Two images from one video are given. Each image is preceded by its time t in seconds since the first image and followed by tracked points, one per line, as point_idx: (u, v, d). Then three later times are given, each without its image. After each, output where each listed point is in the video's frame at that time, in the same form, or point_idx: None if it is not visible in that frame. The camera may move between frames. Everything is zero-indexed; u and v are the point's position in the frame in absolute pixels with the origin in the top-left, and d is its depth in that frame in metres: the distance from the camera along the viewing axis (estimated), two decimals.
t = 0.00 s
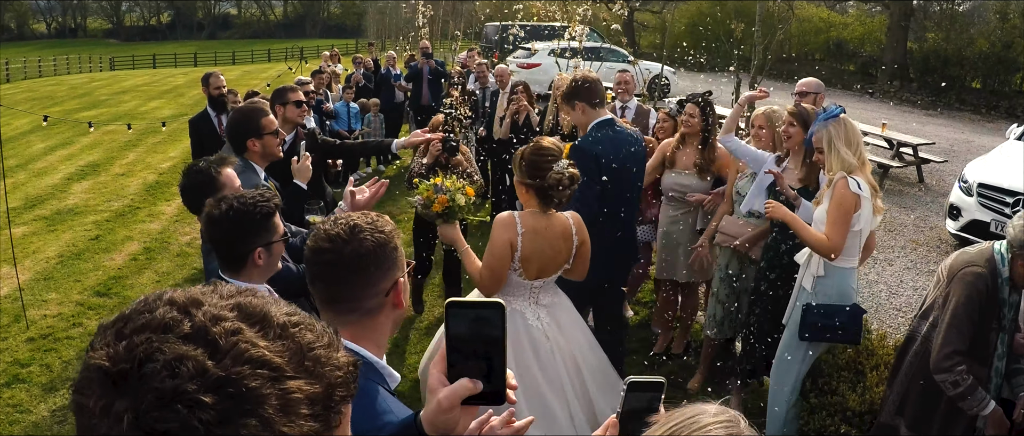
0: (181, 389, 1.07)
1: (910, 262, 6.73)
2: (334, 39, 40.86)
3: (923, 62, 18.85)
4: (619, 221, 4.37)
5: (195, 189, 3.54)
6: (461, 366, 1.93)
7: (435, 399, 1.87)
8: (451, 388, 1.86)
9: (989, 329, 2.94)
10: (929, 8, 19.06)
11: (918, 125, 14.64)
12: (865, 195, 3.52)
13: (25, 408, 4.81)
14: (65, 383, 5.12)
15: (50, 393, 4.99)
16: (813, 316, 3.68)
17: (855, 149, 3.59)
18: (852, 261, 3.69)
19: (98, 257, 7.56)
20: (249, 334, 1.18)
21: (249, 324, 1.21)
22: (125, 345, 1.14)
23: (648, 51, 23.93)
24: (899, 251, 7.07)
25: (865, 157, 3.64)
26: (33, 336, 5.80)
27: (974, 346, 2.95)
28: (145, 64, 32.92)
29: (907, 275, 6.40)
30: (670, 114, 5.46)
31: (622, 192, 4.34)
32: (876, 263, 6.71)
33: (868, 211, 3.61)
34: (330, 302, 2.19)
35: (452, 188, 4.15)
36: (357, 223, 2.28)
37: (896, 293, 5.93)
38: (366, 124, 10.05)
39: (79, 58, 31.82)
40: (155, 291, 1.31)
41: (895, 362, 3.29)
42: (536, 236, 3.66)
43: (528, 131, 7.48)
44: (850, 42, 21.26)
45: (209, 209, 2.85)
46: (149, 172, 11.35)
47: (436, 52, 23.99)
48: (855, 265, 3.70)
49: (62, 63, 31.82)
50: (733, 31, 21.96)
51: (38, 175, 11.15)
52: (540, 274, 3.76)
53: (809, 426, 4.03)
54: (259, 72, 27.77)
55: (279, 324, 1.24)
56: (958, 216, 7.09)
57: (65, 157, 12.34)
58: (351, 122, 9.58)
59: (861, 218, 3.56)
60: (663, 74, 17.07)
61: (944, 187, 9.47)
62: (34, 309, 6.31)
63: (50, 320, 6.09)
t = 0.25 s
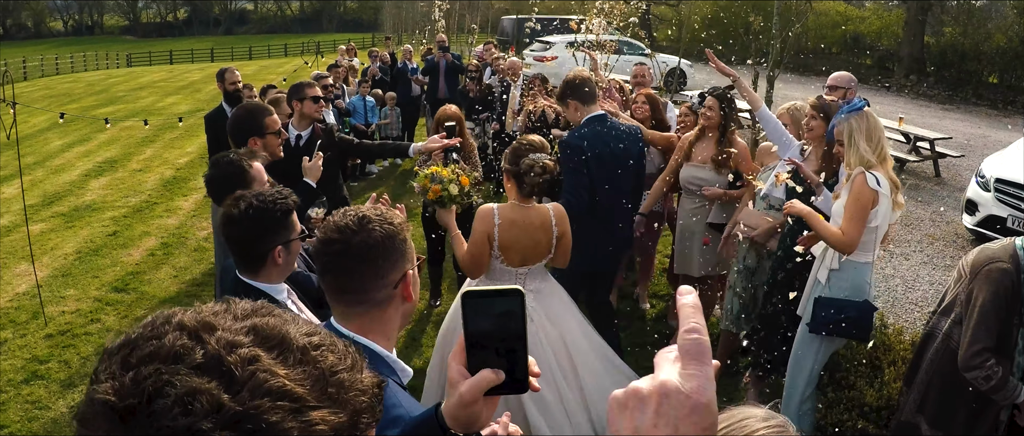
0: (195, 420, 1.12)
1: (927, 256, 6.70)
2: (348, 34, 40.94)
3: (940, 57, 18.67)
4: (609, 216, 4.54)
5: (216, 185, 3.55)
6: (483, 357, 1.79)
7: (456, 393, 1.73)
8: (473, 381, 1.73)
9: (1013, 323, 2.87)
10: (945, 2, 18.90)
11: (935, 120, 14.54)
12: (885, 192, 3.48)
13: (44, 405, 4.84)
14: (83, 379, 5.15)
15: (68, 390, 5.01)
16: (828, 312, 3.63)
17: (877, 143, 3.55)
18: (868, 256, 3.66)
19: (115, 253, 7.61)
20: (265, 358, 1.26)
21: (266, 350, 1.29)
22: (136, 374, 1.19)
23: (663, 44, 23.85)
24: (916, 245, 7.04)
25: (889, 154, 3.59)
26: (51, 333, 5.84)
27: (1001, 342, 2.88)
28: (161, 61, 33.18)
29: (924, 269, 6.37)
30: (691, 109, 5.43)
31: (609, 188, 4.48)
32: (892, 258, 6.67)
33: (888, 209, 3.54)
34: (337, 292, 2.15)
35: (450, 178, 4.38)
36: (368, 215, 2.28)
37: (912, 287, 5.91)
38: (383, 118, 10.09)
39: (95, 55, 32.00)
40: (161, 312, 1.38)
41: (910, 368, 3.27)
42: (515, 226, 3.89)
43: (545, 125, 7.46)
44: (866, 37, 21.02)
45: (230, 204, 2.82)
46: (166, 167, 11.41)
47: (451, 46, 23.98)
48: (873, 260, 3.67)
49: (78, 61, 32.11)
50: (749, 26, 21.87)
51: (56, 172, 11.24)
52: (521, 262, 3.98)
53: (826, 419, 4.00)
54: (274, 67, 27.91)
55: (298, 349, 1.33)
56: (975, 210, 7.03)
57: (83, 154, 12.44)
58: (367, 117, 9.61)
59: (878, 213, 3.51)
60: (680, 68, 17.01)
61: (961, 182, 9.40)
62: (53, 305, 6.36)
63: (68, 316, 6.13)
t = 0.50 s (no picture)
0: None
1: (943, 250, 6.66)
2: (360, 27, 40.97)
3: (956, 48, 18.47)
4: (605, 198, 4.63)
5: (252, 175, 3.55)
6: (489, 355, 1.83)
7: (463, 389, 1.77)
8: (482, 377, 1.74)
9: None
10: None
11: (951, 112, 14.43)
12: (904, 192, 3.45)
13: (58, 400, 4.86)
14: (96, 374, 5.17)
15: (82, 385, 5.04)
16: (841, 309, 3.60)
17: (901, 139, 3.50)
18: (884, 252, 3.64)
19: (130, 248, 7.65)
20: (288, 376, 1.22)
21: (288, 366, 1.25)
22: (155, 393, 1.15)
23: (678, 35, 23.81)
24: (931, 238, 7.00)
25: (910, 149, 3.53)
26: (65, 328, 5.88)
27: (1016, 345, 2.84)
28: (175, 55, 33.38)
29: (939, 262, 6.34)
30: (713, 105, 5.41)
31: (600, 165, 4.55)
32: (907, 251, 6.65)
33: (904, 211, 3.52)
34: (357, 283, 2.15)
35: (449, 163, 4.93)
36: (392, 211, 2.29)
37: (927, 281, 5.88)
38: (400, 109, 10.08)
39: (111, 50, 32.21)
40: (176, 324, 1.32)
41: (922, 373, 3.24)
42: (501, 202, 4.12)
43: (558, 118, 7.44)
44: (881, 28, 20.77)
45: (269, 191, 2.82)
46: (181, 161, 11.47)
47: (465, 37, 23.98)
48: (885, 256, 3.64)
49: (92, 56, 32.36)
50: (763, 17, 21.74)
51: (70, 167, 11.32)
52: (510, 238, 4.21)
53: (838, 416, 3.96)
54: (289, 60, 28.03)
55: (320, 366, 1.29)
56: (991, 204, 6.97)
57: (97, 148, 12.52)
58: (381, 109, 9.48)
59: (898, 213, 3.47)
60: (694, 59, 16.94)
61: (977, 174, 9.34)
62: (67, 301, 6.40)
63: (82, 311, 6.16)
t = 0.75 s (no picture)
0: None
1: (955, 246, 6.63)
2: (369, 21, 40.94)
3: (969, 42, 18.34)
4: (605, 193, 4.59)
5: (286, 167, 3.60)
6: (505, 356, 1.81)
7: (480, 393, 1.78)
8: (496, 382, 1.77)
9: None
10: None
11: (964, 106, 14.33)
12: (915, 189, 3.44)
13: (70, 394, 4.89)
14: (108, 369, 5.20)
15: (94, 380, 5.07)
16: (858, 308, 3.60)
17: (915, 137, 3.47)
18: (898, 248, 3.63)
19: (141, 242, 7.69)
20: (317, 391, 1.22)
21: (316, 381, 1.25)
22: (183, 408, 1.15)
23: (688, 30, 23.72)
24: (943, 233, 6.97)
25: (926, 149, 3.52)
26: (77, 323, 5.92)
27: None
28: (185, 49, 33.49)
29: (952, 258, 6.31)
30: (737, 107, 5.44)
31: (599, 160, 4.52)
32: (919, 247, 6.62)
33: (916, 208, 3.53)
34: (384, 279, 2.16)
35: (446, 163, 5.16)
36: (424, 212, 2.32)
37: (939, 277, 5.86)
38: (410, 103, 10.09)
39: (121, 45, 32.35)
40: (202, 337, 1.33)
41: (934, 381, 3.24)
42: (501, 192, 4.20)
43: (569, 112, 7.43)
44: (894, 21, 20.56)
45: (309, 182, 2.90)
46: (191, 156, 11.51)
47: (475, 31, 23.96)
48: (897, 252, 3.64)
49: (102, 50, 32.48)
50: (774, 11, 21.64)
51: (81, 162, 11.38)
52: (509, 226, 4.31)
53: (850, 412, 3.96)
54: (299, 54, 28.06)
55: (348, 379, 1.29)
56: (1004, 199, 6.92)
57: (108, 143, 12.59)
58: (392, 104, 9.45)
59: (909, 211, 3.49)
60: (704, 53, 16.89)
61: (989, 169, 9.28)
62: (79, 295, 6.44)
63: (94, 306, 6.20)
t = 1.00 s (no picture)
0: None
1: (968, 243, 6.58)
2: (376, 18, 40.95)
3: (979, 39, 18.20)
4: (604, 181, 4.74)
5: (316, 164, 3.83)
6: (529, 356, 1.84)
7: (507, 394, 1.79)
8: (524, 382, 1.79)
9: None
10: None
11: (975, 103, 14.24)
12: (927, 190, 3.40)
13: (80, 390, 4.89)
14: (118, 364, 5.20)
15: (104, 375, 5.07)
16: (878, 309, 3.55)
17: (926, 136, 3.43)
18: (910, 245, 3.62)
19: (151, 238, 7.69)
20: (354, 401, 1.20)
21: (353, 390, 1.23)
22: (218, 419, 1.13)
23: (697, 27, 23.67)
24: (954, 231, 6.92)
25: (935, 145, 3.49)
26: (88, 319, 5.92)
27: None
28: (194, 47, 33.60)
29: (963, 255, 6.27)
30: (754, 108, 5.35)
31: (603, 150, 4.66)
32: (930, 244, 6.58)
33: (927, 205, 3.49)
34: (411, 275, 2.16)
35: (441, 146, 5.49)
36: (451, 211, 2.36)
37: (948, 274, 5.82)
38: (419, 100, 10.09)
39: (131, 44, 32.47)
40: (237, 342, 1.31)
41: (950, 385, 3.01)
42: (500, 172, 4.47)
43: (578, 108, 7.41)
44: (903, 17, 20.38)
45: (325, 175, 3.00)
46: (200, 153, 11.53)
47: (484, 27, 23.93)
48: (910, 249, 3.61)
49: (112, 48, 32.61)
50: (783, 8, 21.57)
51: (91, 159, 11.41)
52: (508, 202, 4.60)
53: (859, 410, 3.92)
54: (307, 51, 28.11)
55: (386, 389, 1.27)
56: (1014, 197, 6.87)
57: (117, 140, 12.62)
58: (401, 99, 9.45)
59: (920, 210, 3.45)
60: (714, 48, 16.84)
61: (1000, 167, 9.23)
62: (89, 291, 6.45)
63: (104, 302, 6.21)
